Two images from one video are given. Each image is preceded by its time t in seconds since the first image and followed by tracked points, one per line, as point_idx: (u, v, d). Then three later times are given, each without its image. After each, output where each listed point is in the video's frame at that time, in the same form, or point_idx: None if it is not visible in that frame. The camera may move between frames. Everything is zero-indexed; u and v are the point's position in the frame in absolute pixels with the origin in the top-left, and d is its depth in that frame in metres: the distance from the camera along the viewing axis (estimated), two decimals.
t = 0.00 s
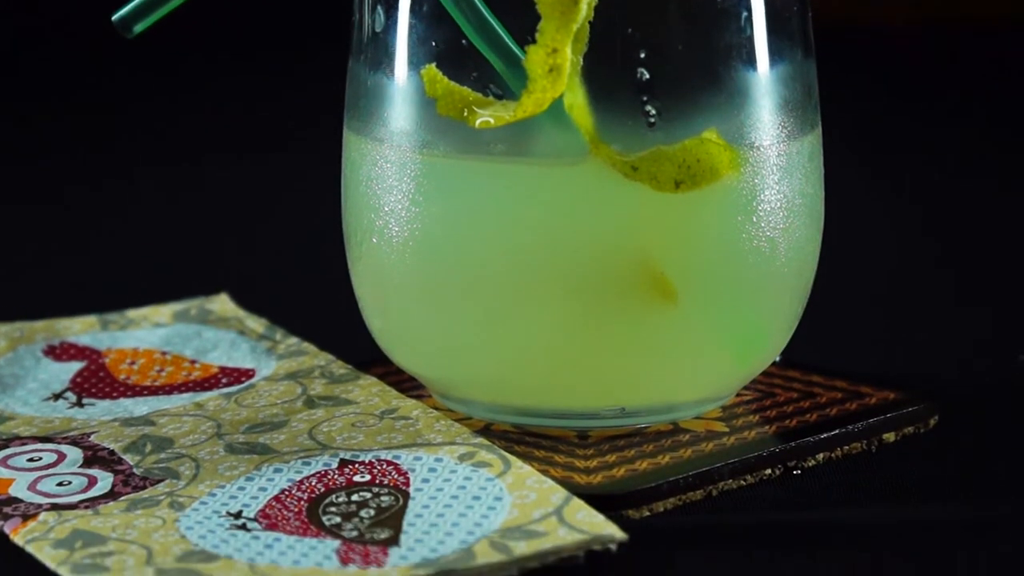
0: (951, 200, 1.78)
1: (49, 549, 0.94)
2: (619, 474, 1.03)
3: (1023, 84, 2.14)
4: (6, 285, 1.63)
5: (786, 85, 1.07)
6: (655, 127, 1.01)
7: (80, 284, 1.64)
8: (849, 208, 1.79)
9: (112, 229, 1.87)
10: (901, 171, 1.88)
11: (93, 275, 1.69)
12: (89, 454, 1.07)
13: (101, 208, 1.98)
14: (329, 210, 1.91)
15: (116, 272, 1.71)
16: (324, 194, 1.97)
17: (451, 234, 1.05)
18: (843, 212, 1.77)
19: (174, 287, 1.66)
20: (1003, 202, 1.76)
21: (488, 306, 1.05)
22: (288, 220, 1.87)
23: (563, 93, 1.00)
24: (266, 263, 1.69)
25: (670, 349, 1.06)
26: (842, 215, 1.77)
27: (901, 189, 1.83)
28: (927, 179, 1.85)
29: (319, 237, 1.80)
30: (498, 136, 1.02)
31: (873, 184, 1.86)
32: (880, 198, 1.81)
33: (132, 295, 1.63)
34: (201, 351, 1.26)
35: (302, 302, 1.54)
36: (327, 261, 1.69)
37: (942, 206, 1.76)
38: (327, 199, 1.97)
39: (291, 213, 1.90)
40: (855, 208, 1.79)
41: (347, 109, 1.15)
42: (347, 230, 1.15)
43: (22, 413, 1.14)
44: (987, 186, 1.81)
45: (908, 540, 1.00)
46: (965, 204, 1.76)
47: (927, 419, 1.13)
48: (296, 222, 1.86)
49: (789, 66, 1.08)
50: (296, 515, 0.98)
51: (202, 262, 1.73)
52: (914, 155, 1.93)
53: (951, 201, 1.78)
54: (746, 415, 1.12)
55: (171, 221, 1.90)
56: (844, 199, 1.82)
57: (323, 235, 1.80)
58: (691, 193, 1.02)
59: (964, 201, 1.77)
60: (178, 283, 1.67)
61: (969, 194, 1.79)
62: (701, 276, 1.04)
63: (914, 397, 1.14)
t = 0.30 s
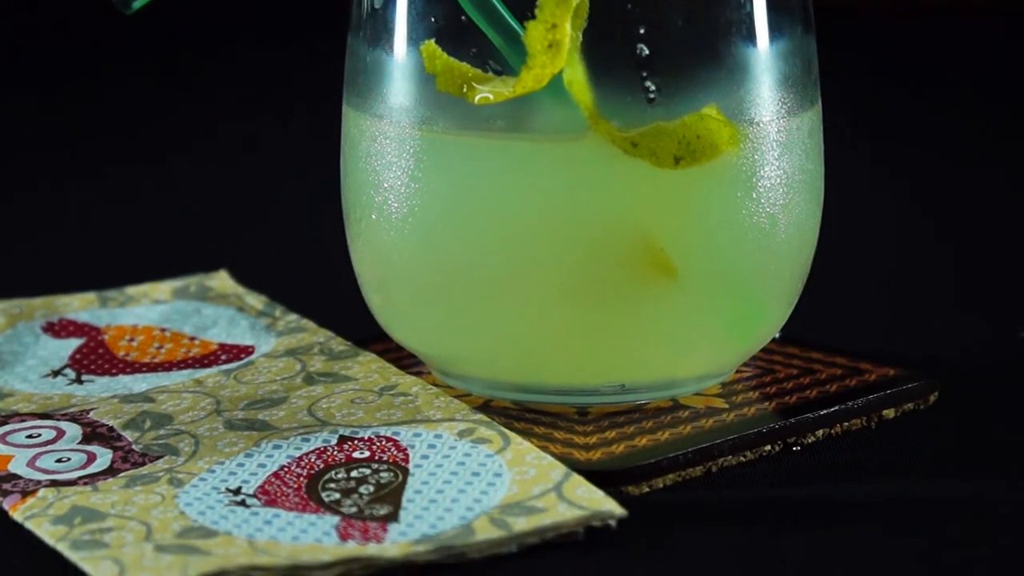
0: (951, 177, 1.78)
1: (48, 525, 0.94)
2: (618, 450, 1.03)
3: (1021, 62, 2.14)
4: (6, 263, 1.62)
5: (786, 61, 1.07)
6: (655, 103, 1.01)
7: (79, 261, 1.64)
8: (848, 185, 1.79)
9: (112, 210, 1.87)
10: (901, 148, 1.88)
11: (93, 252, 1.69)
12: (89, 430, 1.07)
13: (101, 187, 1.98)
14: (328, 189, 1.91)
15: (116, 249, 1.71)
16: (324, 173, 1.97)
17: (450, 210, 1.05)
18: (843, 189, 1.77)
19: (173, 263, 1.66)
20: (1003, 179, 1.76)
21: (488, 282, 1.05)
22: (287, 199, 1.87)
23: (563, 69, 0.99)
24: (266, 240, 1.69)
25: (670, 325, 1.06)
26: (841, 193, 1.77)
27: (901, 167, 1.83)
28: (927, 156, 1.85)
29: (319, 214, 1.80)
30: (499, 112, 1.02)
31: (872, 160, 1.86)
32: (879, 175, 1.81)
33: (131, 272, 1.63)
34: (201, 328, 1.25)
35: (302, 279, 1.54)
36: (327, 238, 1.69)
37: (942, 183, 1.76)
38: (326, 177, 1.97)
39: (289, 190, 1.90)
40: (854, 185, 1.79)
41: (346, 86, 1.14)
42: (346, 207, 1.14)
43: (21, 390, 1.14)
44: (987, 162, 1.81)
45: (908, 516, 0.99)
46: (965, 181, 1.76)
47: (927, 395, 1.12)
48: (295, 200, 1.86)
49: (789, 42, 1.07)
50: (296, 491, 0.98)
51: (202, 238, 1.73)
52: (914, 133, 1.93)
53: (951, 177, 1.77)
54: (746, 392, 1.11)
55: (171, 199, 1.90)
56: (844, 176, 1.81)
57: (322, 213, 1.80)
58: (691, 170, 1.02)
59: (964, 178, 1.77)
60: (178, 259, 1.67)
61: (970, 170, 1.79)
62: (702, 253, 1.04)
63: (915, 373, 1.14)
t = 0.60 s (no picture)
0: (950, 156, 1.77)
1: (46, 504, 0.94)
2: (617, 429, 1.02)
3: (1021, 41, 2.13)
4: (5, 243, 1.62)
5: (786, 40, 1.07)
6: (655, 82, 1.00)
7: (78, 240, 1.64)
8: (847, 164, 1.79)
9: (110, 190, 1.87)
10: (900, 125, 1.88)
11: (92, 231, 1.68)
12: (87, 410, 1.07)
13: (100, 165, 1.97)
14: (327, 167, 1.90)
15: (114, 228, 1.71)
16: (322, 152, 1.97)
17: (449, 188, 1.05)
18: (841, 168, 1.77)
19: (171, 241, 1.66)
20: (1003, 157, 1.75)
21: (487, 260, 1.05)
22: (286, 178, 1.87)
23: (562, 48, 0.99)
24: (265, 220, 1.69)
25: (669, 303, 1.06)
26: (840, 172, 1.77)
27: (899, 146, 1.83)
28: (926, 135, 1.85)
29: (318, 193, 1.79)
30: (498, 90, 1.02)
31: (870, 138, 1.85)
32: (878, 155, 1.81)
33: (130, 250, 1.63)
34: (199, 307, 1.25)
35: (301, 258, 1.53)
36: (326, 217, 1.69)
37: (942, 162, 1.76)
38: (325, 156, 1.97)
39: (286, 168, 1.90)
40: (854, 164, 1.79)
41: (344, 64, 1.14)
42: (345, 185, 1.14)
43: (19, 369, 1.14)
44: (986, 140, 1.81)
45: (907, 496, 0.99)
46: (964, 160, 1.76)
47: (927, 373, 1.12)
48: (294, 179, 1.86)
49: (788, 20, 1.07)
50: (293, 470, 0.97)
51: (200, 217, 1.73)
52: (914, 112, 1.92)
53: (951, 156, 1.77)
54: (745, 370, 1.11)
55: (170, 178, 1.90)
56: (843, 155, 1.81)
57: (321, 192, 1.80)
58: (691, 148, 1.02)
59: (964, 157, 1.77)
60: (176, 237, 1.67)
61: (969, 149, 1.79)
62: (701, 231, 1.04)
63: (914, 351, 1.14)
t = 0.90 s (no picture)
0: (950, 138, 1.77)
1: (45, 486, 0.94)
2: (616, 412, 1.02)
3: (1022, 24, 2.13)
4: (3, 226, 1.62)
5: (786, 21, 1.07)
6: (654, 64, 1.00)
7: (77, 223, 1.64)
8: (846, 147, 1.79)
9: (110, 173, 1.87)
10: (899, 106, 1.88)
11: (91, 214, 1.68)
12: (86, 392, 1.07)
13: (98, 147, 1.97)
14: (326, 150, 1.90)
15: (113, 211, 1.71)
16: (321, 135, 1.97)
17: (448, 171, 1.05)
18: (841, 150, 1.77)
19: (170, 223, 1.66)
20: (1002, 140, 1.75)
21: (487, 243, 1.05)
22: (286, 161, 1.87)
23: (559, 30, 0.99)
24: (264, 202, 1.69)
25: (669, 285, 1.06)
26: (840, 155, 1.77)
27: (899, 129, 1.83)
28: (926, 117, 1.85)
29: (317, 175, 1.79)
30: (497, 71, 1.02)
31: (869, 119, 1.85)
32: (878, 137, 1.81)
33: (129, 232, 1.62)
34: (198, 290, 1.25)
35: (300, 241, 1.53)
36: (325, 200, 1.69)
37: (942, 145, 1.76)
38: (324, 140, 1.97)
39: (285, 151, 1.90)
40: (855, 147, 1.78)
41: (343, 46, 1.14)
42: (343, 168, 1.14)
43: (18, 351, 1.14)
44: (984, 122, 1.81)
45: (907, 479, 0.99)
46: (963, 142, 1.75)
47: (926, 356, 1.12)
48: (293, 162, 1.86)
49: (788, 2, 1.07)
50: (293, 453, 0.97)
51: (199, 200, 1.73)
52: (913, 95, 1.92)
53: (950, 139, 1.77)
54: (745, 353, 1.11)
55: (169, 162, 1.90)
56: (842, 137, 1.81)
57: (320, 175, 1.80)
58: (690, 130, 1.02)
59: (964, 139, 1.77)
60: (175, 219, 1.67)
61: (969, 132, 1.79)
62: (701, 213, 1.04)
63: (914, 334, 1.14)
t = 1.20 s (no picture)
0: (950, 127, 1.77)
1: (45, 475, 0.94)
2: (616, 401, 1.02)
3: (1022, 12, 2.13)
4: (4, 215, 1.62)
5: (786, 10, 1.07)
6: (654, 52, 1.00)
7: (78, 212, 1.64)
8: (847, 136, 1.78)
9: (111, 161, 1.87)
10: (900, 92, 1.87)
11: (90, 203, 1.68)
12: (86, 380, 1.07)
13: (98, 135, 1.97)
14: (327, 139, 1.90)
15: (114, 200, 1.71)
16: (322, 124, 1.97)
17: (448, 158, 1.04)
18: (841, 139, 1.77)
19: (171, 211, 1.66)
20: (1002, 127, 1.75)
21: (487, 232, 1.05)
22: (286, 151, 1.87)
23: (559, 18, 0.99)
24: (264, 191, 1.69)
25: (669, 274, 1.06)
26: (840, 143, 1.77)
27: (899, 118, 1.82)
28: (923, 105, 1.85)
29: (318, 164, 1.79)
30: (497, 60, 1.01)
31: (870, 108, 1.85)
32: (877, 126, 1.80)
33: (130, 220, 1.62)
34: (198, 278, 1.25)
35: (300, 230, 1.53)
36: (326, 189, 1.69)
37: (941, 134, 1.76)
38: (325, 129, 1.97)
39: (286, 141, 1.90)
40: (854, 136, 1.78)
41: (343, 34, 1.14)
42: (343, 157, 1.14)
43: (18, 340, 1.14)
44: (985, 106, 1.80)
45: (907, 467, 0.99)
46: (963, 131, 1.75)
47: (927, 345, 1.12)
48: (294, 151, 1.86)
49: None
50: (292, 441, 0.97)
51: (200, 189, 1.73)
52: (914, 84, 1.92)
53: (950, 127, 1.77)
54: (745, 341, 1.11)
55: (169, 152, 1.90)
56: (843, 127, 1.81)
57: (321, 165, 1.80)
58: (690, 119, 1.02)
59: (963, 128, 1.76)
60: (176, 208, 1.67)
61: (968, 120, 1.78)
62: (701, 202, 1.04)
63: (914, 322, 1.14)
